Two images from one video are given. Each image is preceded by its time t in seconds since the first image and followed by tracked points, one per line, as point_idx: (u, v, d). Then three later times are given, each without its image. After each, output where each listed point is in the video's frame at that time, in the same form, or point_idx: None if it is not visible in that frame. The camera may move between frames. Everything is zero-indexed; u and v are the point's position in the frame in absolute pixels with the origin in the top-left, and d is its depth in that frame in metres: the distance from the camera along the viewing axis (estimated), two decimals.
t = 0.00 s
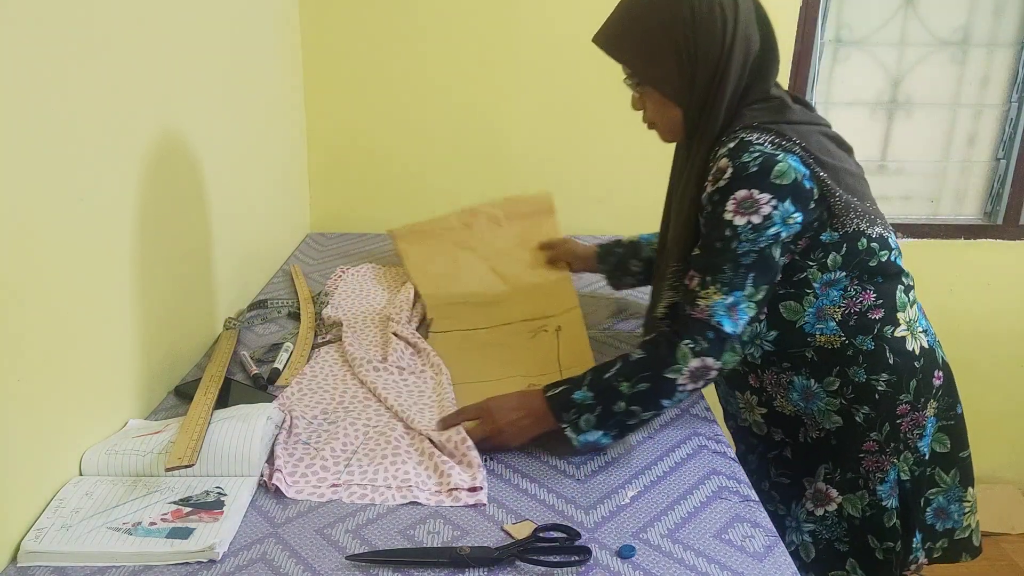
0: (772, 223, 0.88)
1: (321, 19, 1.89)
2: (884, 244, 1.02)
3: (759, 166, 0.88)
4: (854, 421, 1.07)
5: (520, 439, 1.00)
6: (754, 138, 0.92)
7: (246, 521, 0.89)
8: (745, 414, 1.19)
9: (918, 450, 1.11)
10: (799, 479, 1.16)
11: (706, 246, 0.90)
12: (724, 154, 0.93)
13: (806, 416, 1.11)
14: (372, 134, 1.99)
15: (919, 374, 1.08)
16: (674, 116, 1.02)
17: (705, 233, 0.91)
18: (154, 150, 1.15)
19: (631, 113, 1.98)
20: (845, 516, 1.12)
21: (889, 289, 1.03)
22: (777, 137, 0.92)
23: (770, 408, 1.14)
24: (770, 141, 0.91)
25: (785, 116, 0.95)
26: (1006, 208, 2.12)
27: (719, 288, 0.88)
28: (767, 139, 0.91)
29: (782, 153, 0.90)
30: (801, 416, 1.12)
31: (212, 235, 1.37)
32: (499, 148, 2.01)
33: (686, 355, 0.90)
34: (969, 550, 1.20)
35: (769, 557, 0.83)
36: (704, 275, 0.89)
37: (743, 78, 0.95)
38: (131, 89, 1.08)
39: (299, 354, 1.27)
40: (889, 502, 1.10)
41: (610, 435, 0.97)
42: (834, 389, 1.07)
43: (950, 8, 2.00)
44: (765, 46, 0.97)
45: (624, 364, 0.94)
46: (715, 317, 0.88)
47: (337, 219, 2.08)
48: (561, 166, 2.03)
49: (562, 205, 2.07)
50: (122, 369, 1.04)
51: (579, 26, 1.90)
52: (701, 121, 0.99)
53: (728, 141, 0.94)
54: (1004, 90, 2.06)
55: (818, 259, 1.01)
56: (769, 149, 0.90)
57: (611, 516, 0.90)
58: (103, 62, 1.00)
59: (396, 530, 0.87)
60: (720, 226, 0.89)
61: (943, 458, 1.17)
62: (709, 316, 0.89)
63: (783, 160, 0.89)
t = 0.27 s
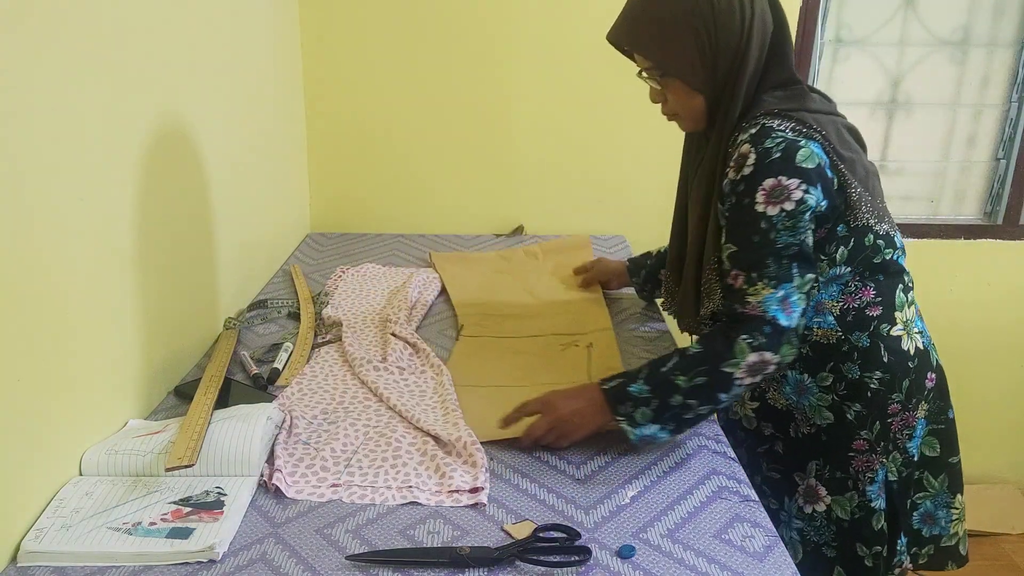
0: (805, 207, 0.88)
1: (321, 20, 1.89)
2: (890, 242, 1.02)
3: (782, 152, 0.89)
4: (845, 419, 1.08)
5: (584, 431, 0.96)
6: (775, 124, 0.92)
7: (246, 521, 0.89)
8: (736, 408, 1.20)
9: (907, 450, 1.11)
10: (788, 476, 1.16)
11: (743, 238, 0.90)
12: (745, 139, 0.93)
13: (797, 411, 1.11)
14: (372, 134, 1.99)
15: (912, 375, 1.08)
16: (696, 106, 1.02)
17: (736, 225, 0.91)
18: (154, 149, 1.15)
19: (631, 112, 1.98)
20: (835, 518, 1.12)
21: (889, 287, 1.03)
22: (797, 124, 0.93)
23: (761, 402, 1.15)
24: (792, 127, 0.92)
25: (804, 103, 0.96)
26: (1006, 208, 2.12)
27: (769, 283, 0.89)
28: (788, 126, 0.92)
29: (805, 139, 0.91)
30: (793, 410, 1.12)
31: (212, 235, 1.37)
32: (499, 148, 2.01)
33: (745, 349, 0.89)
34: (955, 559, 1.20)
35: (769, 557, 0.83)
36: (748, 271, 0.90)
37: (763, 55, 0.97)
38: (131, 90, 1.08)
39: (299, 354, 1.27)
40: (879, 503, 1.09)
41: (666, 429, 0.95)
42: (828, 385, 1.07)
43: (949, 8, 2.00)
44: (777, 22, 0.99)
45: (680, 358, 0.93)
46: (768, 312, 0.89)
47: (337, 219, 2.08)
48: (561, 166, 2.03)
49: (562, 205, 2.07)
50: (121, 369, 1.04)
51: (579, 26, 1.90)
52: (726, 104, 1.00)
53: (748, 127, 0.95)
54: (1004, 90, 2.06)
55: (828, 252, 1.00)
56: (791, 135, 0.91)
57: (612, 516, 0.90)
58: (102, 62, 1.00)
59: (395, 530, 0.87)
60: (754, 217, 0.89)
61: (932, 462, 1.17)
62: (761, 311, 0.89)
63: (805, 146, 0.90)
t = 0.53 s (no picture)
0: (830, 202, 0.88)
1: (321, 20, 1.89)
2: (895, 239, 1.03)
3: (806, 147, 0.89)
4: (848, 413, 1.08)
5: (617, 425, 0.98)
6: (795, 119, 0.92)
7: (246, 521, 0.89)
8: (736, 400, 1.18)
9: (906, 446, 1.11)
10: (782, 469, 1.16)
11: (766, 233, 0.90)
12: (767, 134, 0.93)
13: (799, 405, 1.11)
14: (372, 135, 1.99)
15: (915, 370, 1.07)
16: (716, 94, 1.02)
17: (758, 221, 0.91)
18: (153, 149, 1.15)
19: (631, 113, 1.98)
20: (828, 511, 1.12)
21: (893, 284, 1.04)
22: (816, 118, 0.92)
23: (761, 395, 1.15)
24: (811, 122, 0.92)
25: (820, 98, 0.96)
26: (1006, 208, 2.12)
27: (797, 281, 0.90)
28: (809, 120, 0.92)
29: (825, 134, 0.91)
30: (794, 405, 1.12)
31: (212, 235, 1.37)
32: (499, 148, 2.01)
33: (773, 347, 0.91)
34: (939, 555, 1.19)
35: (769, 557, 0.83)
36: (775, 268, 0.90)
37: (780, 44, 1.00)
38: (130, 90, 1.08)
39: (298, 354, 1.27)
40: (875, 498, 1.10)
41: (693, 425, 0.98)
42: (832, 379, 1.08)
43: (950, 8, 2.00)
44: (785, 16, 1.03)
45: (709, 357, 0.95)
46: (796, 309, 0.90)
47: (336, 220, 2.08)
48: (561, 166, 2.03)
49: (562, 206, 2.07)
50: (121, 369, 1.04)
51: (578, 26, 1.90)
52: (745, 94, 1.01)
53: (767, 121, 0.94)
54: (1004, 90, 2.06)
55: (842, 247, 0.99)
56: (812, 130, 0.91)
57: (611, 516, 0.90)
58: (102, 61, 1.00)
59: (396, 530, 0.87)
60: (778, 213, 0.89)
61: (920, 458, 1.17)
62: (790, 309, 0.90)
63: (827, 141, 0.90)
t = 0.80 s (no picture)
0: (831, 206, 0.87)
1: (321, 20, 1.89)
2: (890, 245, 1.03)
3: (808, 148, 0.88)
4: (841, 421, 1.08)
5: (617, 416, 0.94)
6: (795, 120, 0.92)
7: (246, 521, 0.89)
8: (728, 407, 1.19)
9: (900, 452, 1.12)
10: (779, 476, 1.16)
11: (769, 235, 0.89)
12: (768, 135, 0.92)
13: (791, 412, 1.11)
14: (372, 135, 1.99)
15: (908, 377, 1.08)
16: (712, 92, 1.01)
17: (762, 223, 0.89)
18: (153, 148, 1.15)
19: (631, 113, 1.98)
20: (826, 519, 1.13)
21: (887, 290, 1.04)
22: (816, 120, 0.92)
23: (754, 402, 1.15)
24: (812, 125, 0.92)
25: (821, 101, 0.96)
26: (1006, 208, 2.12)
27: (801, 283, 0.88)
28: (809, 123, 0.92)
29: (826, 137, 0.91)
30: (786, 411, 1.12)
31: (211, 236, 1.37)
32: (499, 148, 2.01)
33: (778, 350, 0.88)
34: (945, 557, 1.19)
35: (769, 557, 0.83)
36: (779, 271, 0.88)
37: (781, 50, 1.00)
38: (130, 90, 1.08)
39: (298, 354, 1.27)
40: (873, 505, 1.09)
41: (686, 422, 0.94)
42: (826, 387, 1.07)
43: (950, 8, 2.00)
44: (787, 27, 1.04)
45: (711, 353, 0.92)
46: (801, 312, 0.88)
47: (336, 220, 2.08)
48: (561, 166, 2.03)
49: (562, 206, 2.07)
50: (120, 369, 1.04)
51: (578, 26, 1.90)
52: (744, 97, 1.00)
53: (767, 122, 0.94)
54: (1004, 90, 2.06)
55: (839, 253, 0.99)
56: (812, 132, 0.91)
57: (611, 516, 0.90)
58: (101, 61, 1.00)
59: (395, 530, 0.87)
60: (780, 214, 0.88)
61: (923, 463, 1.17)
62: (794, 311, 0.88)
63: (827, 144, 0.89)
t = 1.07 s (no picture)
0: (801, 210, 0.86)
1: (321, 20, 1.89)
2: (883, 248, 1.02)
3: (791, 148, 0.87)
4: (838, 429, 1.08)
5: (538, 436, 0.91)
6: (783, 120, 0.91)
7: (247, 521, 0.89)
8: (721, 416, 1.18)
9: (900, 459, 1.12)
10: (776, 485, 1.15)
11: (730, 226, 0.87)
12: (753, 135, 0.91)
13: (785, 420, 1.11)
14: (372, 134, 1.99)
15: (905, 384, 1.08)
16: (680, 102, 1.00)
17: (726, 215, 0.88)
18: (153, 148, 1.15)
19: (631, 112, 1.98)
20: (825, 526, 1.12)
21: (883, 295, 1.04)
22: (803, 121, 0.91)
23: (748, 410, 1.14)
24: (799, 124, 0.90)
25: (808, 102, 0.96)
26: (1006, 208, 2.12)
27: (742, 280, 0.86)
28: (796, 123, 0.91)
29: (813, 139, 0.89)
30: (780, 419, 1.11)
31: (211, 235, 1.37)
32: (499, 148, 2.01)
33: (701, 347, 0.86)
34: (944, 562, 1.20)
35: (769, 557, 0.83)
36: (726, 264, 0.87)
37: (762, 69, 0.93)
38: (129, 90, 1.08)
39: (298, 354, 1.27)
40: (871, 512, 1.10)
41: (610, 433, 0.90)
42: (821, 396, 1.06)
43: (950, 8, 2.00)
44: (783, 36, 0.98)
45: (631, 358, 0.89)
46: (733, 311, 0.86)
47: (336, 220, 2.08)
48: (561, 166, 2.03)
49: (563, 205, 2.07)
50: (120, 369, 1.04)
51: (578, 26, 1.90)
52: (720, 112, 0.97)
53: (753, 123, 0.93)
54: (1004, 90, 2.06)
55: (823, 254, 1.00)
56: (799, 132, 0.89)
57: (611, 516, 0.90)
58: (101, 61, 1.00)
59: (396, 530, 0.87)
60: (747, 210, 0.86)
61: (921, 469, 1.17)
62: (727, 308, 0.86)
63: (813, 146, 0.88)
